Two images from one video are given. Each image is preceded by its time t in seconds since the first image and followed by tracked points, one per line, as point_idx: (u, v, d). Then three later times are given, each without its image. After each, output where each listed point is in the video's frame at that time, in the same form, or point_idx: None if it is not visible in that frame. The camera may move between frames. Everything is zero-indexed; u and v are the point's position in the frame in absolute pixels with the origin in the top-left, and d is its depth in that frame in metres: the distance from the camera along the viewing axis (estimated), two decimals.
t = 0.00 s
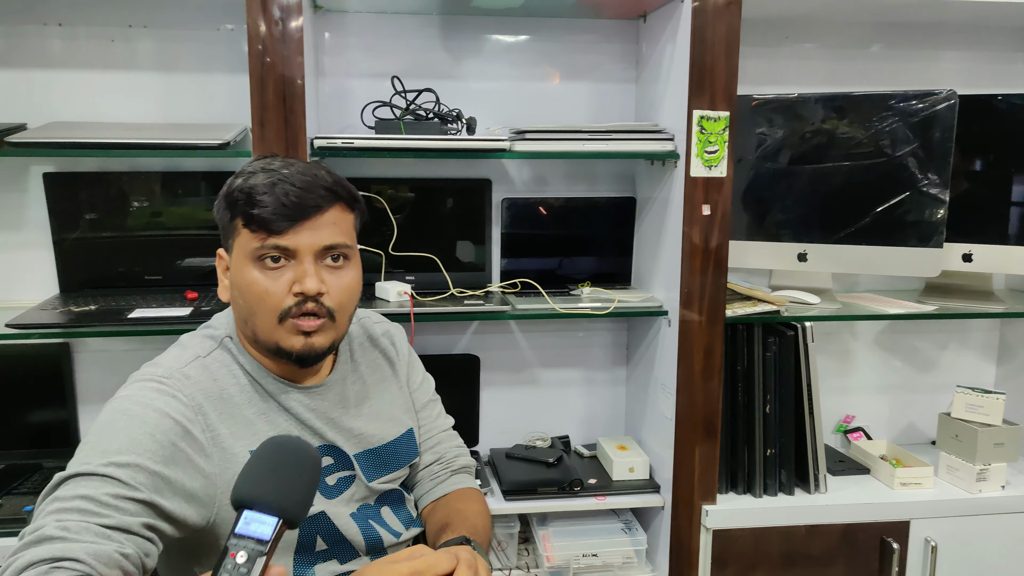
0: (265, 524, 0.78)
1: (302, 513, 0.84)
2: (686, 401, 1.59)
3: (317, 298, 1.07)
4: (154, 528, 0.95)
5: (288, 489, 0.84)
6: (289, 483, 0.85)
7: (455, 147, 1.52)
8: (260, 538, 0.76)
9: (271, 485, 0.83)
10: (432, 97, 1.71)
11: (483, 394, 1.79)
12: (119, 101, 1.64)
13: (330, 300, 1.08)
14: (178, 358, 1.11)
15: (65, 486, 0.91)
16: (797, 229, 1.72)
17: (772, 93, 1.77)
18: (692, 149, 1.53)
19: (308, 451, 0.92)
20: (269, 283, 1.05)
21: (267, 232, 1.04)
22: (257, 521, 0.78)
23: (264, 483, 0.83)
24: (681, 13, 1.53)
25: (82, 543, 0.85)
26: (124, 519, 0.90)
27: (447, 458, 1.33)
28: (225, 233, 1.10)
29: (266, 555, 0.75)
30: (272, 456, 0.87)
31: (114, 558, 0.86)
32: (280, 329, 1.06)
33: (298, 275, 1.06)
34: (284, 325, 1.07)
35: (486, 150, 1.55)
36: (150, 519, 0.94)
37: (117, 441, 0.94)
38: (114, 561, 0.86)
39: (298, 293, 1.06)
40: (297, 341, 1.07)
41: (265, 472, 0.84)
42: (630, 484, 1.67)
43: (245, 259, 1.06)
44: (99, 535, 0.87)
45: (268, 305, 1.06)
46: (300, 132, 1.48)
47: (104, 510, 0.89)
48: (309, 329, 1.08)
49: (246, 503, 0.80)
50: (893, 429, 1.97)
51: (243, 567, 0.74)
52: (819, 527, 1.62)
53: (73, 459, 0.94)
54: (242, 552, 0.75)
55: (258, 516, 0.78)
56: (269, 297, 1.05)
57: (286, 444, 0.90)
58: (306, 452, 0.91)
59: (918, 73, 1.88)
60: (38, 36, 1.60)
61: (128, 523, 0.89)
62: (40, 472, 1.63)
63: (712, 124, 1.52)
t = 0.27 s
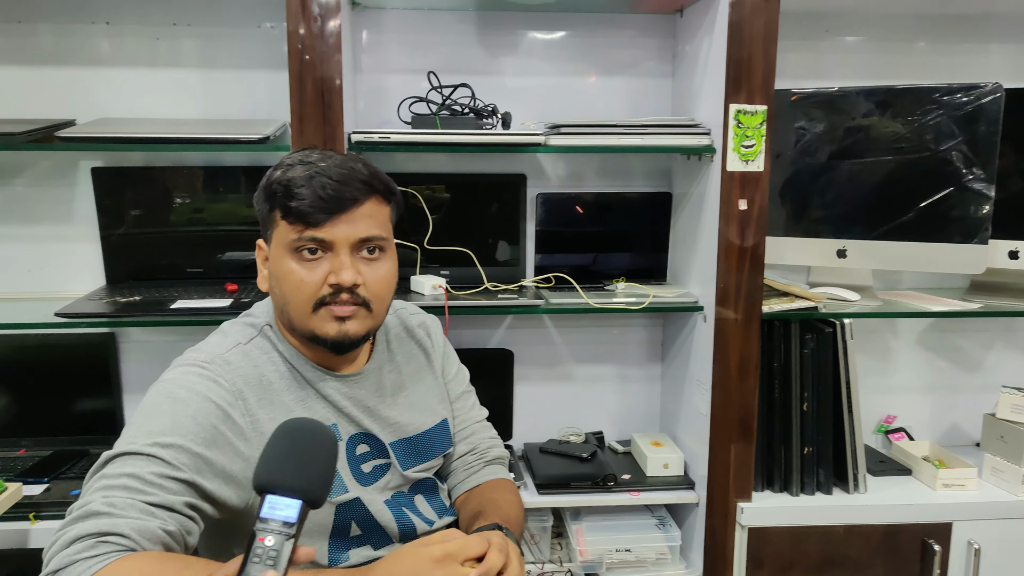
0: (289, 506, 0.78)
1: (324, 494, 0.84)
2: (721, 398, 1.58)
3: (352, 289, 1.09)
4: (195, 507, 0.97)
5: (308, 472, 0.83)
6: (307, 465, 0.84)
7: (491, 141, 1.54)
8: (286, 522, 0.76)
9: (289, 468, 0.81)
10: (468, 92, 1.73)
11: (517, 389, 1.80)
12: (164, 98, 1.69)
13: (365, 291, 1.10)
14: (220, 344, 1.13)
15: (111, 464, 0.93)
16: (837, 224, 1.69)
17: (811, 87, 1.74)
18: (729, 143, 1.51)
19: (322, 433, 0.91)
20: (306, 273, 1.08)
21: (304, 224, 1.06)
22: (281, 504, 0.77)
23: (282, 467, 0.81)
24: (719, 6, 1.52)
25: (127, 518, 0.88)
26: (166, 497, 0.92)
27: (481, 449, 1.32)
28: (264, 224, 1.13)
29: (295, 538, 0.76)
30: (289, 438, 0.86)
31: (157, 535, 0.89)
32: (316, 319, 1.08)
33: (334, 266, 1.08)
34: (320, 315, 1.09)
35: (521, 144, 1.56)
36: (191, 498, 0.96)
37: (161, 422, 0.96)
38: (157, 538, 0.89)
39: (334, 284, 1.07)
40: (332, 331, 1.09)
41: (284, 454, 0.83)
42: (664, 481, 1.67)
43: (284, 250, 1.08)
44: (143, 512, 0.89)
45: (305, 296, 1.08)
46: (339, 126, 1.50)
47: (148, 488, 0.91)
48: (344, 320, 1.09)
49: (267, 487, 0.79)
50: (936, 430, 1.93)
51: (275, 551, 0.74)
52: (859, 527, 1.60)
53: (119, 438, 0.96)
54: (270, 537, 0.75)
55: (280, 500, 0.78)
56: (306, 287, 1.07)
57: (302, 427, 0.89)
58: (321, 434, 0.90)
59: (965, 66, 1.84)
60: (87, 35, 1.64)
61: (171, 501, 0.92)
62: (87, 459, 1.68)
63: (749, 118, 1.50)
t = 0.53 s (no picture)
0: (340, 492, 0.76)
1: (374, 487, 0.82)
2: (775, 398, 1.54)
3: (401, 281, 1.09)
4: (249, 493, 0.97)
5: (360, 461, 0.82)
6: (360, 455, 0.83)
7: (541, 135, 1.52)
8: (336, 508, 0.75)
9: (343, 456, 0.80)
10: (519, 86, 1.72)
11: (565, 386, 1.79)
12: (221, 94, 1.72)
13: (413, 283, 1.10)
14: (274, 333, 1.14)
15: (168, 448, 0.94)
16: (898, 220, 1.64)
17: (873, 78, 1.69)
18: (786, 137, 1.47)
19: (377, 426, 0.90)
20: (356, 265, 1.08)
21: (354, 216, 1.06)
22: (333, 490, 0.76)
23: (336, 455, 0.80)
24: None
25: (184, 501, 0.88)
26: (222, 482, 0.92)
27: (530, 443, 1.30)
28: (314, 215, 1.13)
29: (343, 523, 0.75)
30: (344, 428, 0.86)
31: (212, 519, 0.89)
32: (366, 311, 1.09)
33: (383, 258, 1.08)
34: (370, 306, 1.09)
35: (572, 137, 1.54)
36: (245, 484, 0.96)
37: (217, 408, 0.97)
38: (212, 522, 0.89)
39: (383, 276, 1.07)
40: (382, 323, 1.09)
41: (337, 443, 0.83)
42: (715, 481, 1.64)
43: (333, 242, 1.08)
44: (200, 496, 0.89)
45: (355, 287, 1.08)
46: (390, 119, 1.51)
47: (204, 472, 0.91)
48: (393, 311, 1.09)
49: (320, 474, 0.78)
50: (1002, 435, 1.85)
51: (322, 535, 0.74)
52: (920, 533, 1.54)
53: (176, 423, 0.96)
54: (319, 520, 0.74)
55: (333, 487, 0.77)
56: (355, 279, 1.08)
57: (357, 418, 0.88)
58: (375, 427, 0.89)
59: None
60: (148, 33, 1.69)
61: (225, 486, 0.92)
62: (144, 446, 1.72)
63: (807, 111, 1.46)
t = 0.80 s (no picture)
0: (363, 496, 0.74)
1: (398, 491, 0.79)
2: (803, 398, 1.50)
3: (428, 274, 1.05)
4: (266, 493, 0.92)
5: (384, 463, 0.79)
6: (384, 457, 0.80)
7: (565, 128, 1.49)
8: (358, 513, 0.72)
9: (366, 459, 0.78)
10: (541, 79, 1.69)
11: (587, 384, 1.76)
12: (239, 88, 1.70)
13: (440, 276, 1.06)
14: (292, 328, 1.08)
15: (182, 445, 0.88)
16: (931, 216, 1.59)
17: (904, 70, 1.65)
18: (816, 129, 1.43)
19: (403, 426, 0.87)
20: (382, 256, 1.05)
21: (382, 205, 1.03)
22: (356, 494, 0.74)
23: (359, 456, 0.78)
24: None
25: (198, 502, 0.83)
26: (237, 482, 0.87)
27: (553, 443, 1.25)
28: (340, 205, 1.11)
29: (366, 528, 0.71)
30: (368, 428, 0.83)
31: (227, 520, 0.84)
32: (391, 304, 1.05)
33: (409, 250, 1.05)
34: (395, 300, 1.06)
35: (596, 130, 1.51)
36: (262, 483, 0.91)
37: (232, 404, 0.91)
38: (227, 523, 0.84)
39: (410, 268, 1.04)
40: (406, 317, 1.05)
41: (361, 444, 0.80)
42: (739, 482, 1.60)
43: (360, 232, 1.06)
44: (214, 496, 0.84)
45: (380, 279, 1.05)
46: (411, 113, 1.47)
47: (219, 471, 0.86)
48: (418, 306, 1.06)
49: (342, 476, 0.76)
50: None
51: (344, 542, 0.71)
52: (952, 537, 1.50)
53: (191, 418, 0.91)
54: (341, 526, 0.71)
55: (356, 490, 0.74)
56: (381, 271, 1.05)
57: (383, 418, 0.86)
58: (400, 426, 0.86)
59: None
60: (167, 26, 1.67)
61: (242, 485, 0.86)
62: (160, 444, 1.71)
63: (840, 103, 1.42)
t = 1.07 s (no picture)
0: (380, 514, 0.70)
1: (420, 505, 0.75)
2: (828, 401, 1.45)
3: (445, 269, 1.01)
4: (272, 504, 0.87)
5: (403, 476, 0.74)
6: (403, 469, 0.75)
7: (582, 121, 1.45)
8: (375, 532, 0.68)
9: (383, 472, 0.73)
10: (558, 71, 1.65)
11: (603, 385, 1.73)
12: (246, 82, 1.65)
13: (457, 272, 1.02)
14: (299, 328, 1.03)
15: (184, 453, 0.83)
16: (960, 212, 1.54)
17: (932, 62, 1.60)
18: (843, 122, 1.38)
19: (423, 435, 0.83)
20: (396, 252, 1.00)
21: (395, 199, 0.98)
22: (372, 512, 0.70)
23: (376, 469, 0.73)
24: None
25: (200, 514, 0.78)
26: (242, 492, 0.81)
27: (574, 448, 1.20)
28: (350, 199, 1.06)
29: (383, 549, 0.67)
30: (385, 438, 0.79)
31: (231, 533, 0.79)
32: (407, 303, 1.01)
33: (425, 245, 1.00)
34: (410, 298, 1.01)
35: (615, 123, 1.47)
36: (268, 494, 0.85)
37: (236, 410, 0.86)
38: (231, 537, 0.79)
39: (426, 264, 0.99)
40: (423, 316, 1.01)
41: (379, 456, 0.75)
42: (761, 487, 1.55)
43: (372, 227, 1.00)
44: (217, 508, 0.79)
45: (394, 277, 1.00)
46: (423, 106, 1.43)
47: (222, 482, 0.81)
48: (436, 303, 1.01)
49: (358, 492, 0.71)
50: None
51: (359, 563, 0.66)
52: (981, 544, 1.46)
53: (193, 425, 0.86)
54: (357, 546, 0.67)
55: (374, 507, 0.70)
56: (395, 267, 1.00)
57: (400, 428, 0.82)
58: (421, 436, 0.82)
59: None
60: (171, 17, 1.62)
61: (246, 496, 0.81)
62: (164, 447, 1.66)
63: (867, 95, 1.37)
